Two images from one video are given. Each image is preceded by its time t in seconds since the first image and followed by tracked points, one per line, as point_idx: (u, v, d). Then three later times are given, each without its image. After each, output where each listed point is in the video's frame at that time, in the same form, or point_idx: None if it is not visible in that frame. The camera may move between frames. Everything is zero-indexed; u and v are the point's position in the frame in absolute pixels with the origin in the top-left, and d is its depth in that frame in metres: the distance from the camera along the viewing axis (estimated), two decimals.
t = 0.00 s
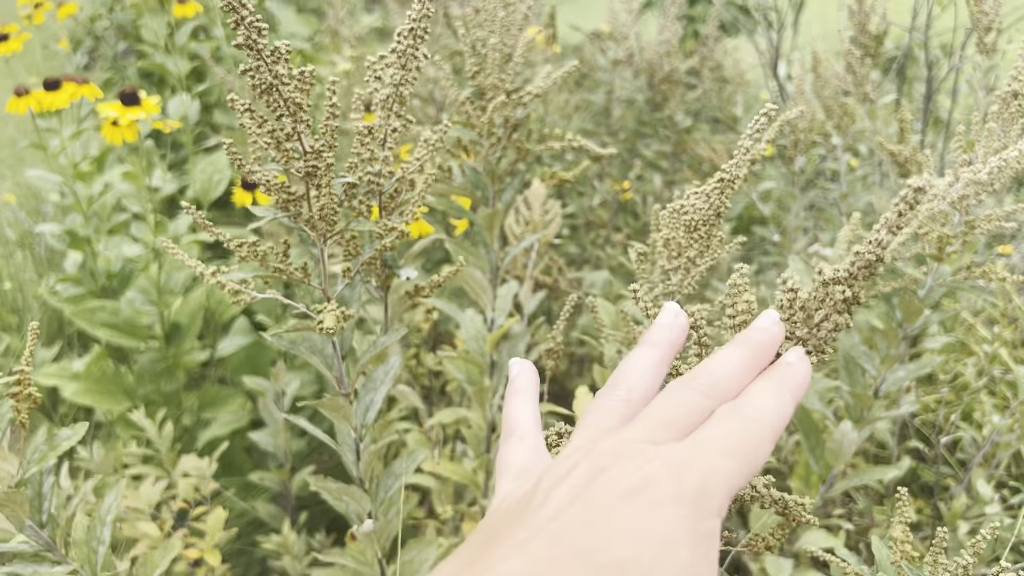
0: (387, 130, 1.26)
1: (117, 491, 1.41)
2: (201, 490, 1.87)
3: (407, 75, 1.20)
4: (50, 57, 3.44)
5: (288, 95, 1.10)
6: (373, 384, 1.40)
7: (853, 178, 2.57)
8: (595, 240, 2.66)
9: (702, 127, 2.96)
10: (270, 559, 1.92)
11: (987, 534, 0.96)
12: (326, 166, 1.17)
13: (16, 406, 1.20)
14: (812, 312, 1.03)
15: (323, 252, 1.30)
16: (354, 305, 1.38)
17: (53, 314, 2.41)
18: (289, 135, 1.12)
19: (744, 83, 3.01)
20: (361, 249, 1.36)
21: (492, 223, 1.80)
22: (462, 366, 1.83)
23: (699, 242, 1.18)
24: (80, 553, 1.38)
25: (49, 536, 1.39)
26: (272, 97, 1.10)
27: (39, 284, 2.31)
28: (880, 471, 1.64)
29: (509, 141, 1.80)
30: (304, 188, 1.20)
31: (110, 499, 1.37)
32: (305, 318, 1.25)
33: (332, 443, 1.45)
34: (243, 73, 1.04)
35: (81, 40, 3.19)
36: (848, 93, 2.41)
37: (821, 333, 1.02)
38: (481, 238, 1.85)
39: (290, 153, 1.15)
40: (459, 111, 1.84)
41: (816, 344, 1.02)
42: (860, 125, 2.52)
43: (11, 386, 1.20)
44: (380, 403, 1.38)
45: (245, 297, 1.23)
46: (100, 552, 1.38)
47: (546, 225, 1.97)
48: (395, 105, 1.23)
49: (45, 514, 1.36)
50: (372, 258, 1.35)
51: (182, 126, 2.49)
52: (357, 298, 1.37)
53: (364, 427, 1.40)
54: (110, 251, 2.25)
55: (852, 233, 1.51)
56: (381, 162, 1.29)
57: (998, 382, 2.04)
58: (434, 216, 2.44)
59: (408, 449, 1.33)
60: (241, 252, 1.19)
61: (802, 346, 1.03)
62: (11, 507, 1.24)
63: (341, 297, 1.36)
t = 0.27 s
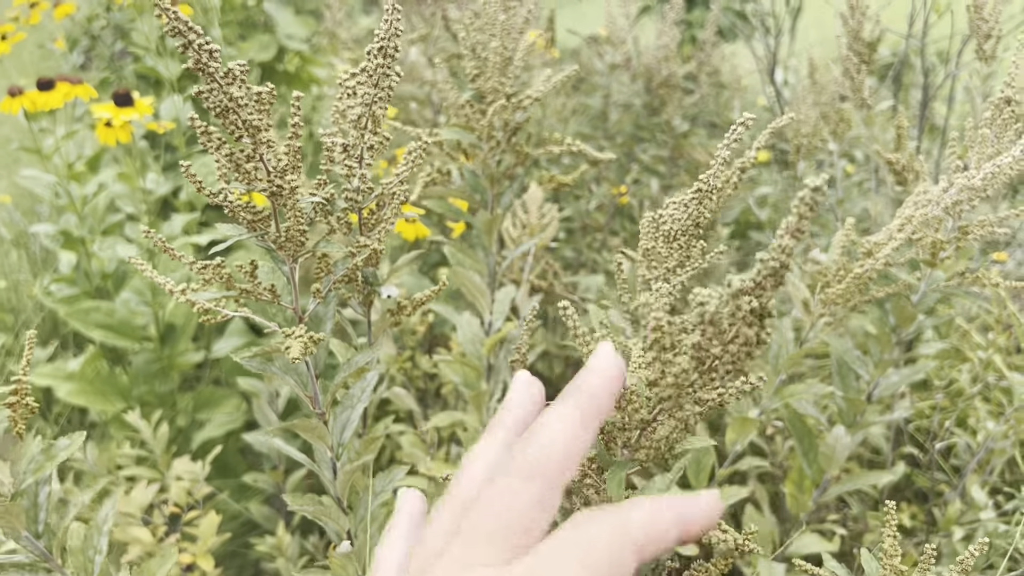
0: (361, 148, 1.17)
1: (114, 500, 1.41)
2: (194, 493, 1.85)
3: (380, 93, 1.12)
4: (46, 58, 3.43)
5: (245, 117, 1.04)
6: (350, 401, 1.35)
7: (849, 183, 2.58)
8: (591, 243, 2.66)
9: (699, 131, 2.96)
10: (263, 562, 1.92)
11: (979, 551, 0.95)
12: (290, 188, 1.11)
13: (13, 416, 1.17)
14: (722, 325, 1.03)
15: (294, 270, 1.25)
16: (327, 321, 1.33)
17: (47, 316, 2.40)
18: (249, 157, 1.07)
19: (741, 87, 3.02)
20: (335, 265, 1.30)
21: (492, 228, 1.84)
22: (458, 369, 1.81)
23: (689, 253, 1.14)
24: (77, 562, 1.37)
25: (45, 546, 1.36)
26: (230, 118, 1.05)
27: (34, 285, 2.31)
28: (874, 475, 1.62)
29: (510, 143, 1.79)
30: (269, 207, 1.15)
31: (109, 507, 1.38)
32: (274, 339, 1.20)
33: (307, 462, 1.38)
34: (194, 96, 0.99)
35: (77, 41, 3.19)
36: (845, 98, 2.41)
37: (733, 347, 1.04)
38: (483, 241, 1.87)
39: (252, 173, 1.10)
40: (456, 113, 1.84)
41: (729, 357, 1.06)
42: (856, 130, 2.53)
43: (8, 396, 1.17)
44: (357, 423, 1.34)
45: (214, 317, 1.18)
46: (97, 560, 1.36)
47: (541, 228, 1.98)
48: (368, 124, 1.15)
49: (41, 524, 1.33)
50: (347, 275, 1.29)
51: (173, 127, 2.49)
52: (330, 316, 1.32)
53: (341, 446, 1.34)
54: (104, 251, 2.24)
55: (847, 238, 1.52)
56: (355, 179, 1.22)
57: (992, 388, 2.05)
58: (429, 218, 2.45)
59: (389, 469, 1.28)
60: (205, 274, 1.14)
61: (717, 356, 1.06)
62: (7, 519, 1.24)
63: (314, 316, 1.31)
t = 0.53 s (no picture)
0: (377, 140, 1.18)
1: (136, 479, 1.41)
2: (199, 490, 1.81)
3: (395, 81, 1.12)
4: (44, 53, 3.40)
5: (262, 103, 1.04)
6: (360, 399, 1.34)
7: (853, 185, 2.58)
8: (594, 243, 2.66)
9: (701, 132, 2.96)
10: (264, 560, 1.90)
11: (989, 547, 0.95)
12: (304, 176, 1.10)
13: (45, 388, 1.19)
14: (668, 292, 0.83)
15: (305, 264, 1.23)
16: (339, 318, 1.30)
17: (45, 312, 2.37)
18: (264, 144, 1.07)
19: (744, 88, 3.02)
20: (346, 258, 1.29)
21: (515, 225, 1.78)
22: (475, 367, 1.87)
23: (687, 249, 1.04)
24: (98, 540, 1.37)
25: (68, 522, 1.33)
26: (245, 105, 1.04)
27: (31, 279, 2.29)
28: (881, 478, 1.66)
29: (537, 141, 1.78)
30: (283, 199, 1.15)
31: (131, 486, 1.38)
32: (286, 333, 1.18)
33: (316, 461, 1.37)
34: (211, 79, 0.98)
35: (75, 36, 3.16)
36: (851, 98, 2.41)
37: (679, 317, 0.82)
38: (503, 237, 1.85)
39: (266, 162, 1.10)
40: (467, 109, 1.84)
41: (680, 326, 0.84)
42: (861, 132, 2.53)
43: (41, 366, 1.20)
44: (367, 421, 1.33)
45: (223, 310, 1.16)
46: (118, 539, 1.36)
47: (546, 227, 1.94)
48: (382, 113, 1.16)
49: (66, 498, 1.32)
50: (359, 269, 1.29)
51: (174, 123, 2.47)
52: (342, 311, 1.29)
53: (351, 444, 1.34)
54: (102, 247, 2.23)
55: (859, 236, 1.51)
56: (368, 170, 1.22)
57: (999, 392, 2.05)
58: (433, 216, 2.44)
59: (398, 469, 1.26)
60: (214, 266, 1.13)
61: (663, 329, 0.85)
62: (33, 490, 1.23)
63: (324, 311, 1.29)
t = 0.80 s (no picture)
0: (399, 109, 1.22)
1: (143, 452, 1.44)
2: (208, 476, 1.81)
3: (419, 50, 1.17)
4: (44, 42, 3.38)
5: (294, 65, 1.07)
6: (379, 370, 1.33)
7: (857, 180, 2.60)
8: (599, 236, 2.67)
9: (706, 127, 2.97)
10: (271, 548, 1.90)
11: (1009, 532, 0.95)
12: (333, 140, 1.12)
13: (53, 351, 1.15)
14: (708, 246, 0.82)
15: (329, 234, 1.24)
16: (361, 289, 1.30)
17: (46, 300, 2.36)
18: (294, 106, 1.09)
19: (748, 84, 3.02)
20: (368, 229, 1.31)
21: (531, 212, 1.82)
22: (486, 353, 1.79)
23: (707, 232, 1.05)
24: (105, 511, 1.40)
25: (75, 491, 1.35)
26: (277, 66, 1.07)
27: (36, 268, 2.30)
28: (895, 470, 1.68)
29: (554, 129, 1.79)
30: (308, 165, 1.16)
31: (140, 458, 1.41)
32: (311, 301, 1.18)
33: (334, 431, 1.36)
34: (247, 37, 1.01)
35: (78, 26, 3.15)
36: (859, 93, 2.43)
37: (720, 271, 0.82)
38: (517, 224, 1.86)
39: (295, 126, 1.12)
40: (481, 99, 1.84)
41: (720, 280, 0.83)
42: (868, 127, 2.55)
43: (49, 329, 1.16)
44: (387, 389, 1.32)
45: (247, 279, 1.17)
46: (124, 509, 1.40)
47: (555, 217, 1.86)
48: (406, 82, 1.20)
49: (73, 467, 1.31)
50: (380, 240, 1.30)
51: (181, 113, 2.48)
52: (364, 281, 1.30)
53: (370, 415, 1.32)
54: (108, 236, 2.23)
55: (878, 226, 1.52)
56: (391, 140, 1.25)
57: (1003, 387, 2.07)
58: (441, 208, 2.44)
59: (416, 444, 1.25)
60: (242, 232, 1.14)
61: (702, 283, 0.84)
62: (41, 456, 1.22)
63: (346, 280, 1.30)
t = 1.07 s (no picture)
0: (383, 88, 1.22)
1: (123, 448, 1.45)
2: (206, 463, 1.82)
3: (401, 28, 1.18)
4: (43, 35, 3.38)
5: (279, 43, 1.07)
6: (370, 352, 1.33)
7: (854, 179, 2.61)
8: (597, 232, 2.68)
9: (704, 124, 2.98)
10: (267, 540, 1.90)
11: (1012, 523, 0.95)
12: (320, 119, 1.13)
13: (28, 350, 1.15)
14: (758, 233, 0.81)
15: (319, 215, 1.24)
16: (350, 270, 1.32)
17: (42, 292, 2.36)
18: (282, 85, 1.09)
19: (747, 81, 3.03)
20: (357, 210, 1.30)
21: (518, 200, 1.79)
22: (478, 344, 1.81)
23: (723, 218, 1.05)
24: (87, 509, 1.40)
25: (55, 489, 1.34)
26: (263, 45, 1.07)
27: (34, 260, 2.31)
28: (892, 463, 1.70)
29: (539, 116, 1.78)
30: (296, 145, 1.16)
31: (119, 454, 1.42)
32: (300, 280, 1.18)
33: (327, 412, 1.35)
34: (232, 15, 1.01)
35: (78, 20, 3.15)
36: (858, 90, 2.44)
37: (768, 259, 0.82)
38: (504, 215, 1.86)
39: (282, 106, 1.12)
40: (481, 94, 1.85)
41: (767, 269, 0.83)
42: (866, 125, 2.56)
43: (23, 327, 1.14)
44: (377, 371, 1.31)
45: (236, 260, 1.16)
46: (106, 507, 1.39)
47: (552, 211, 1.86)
48: (388, 61, 1.21)
49: (53, 465, 1.32)
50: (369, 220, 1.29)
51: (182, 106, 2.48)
52: (354, 261, 1.31)
53: (361, 395, 1.32)
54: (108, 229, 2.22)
55: (875, 221, 1.54)
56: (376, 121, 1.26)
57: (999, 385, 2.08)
58: (439, 203, 2.45)
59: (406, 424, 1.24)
60: (231, 213, 1.14)
61: (748, 272, 0.84)
62: (19, 456, 1.22)
63: (338, 261, 1.30)
